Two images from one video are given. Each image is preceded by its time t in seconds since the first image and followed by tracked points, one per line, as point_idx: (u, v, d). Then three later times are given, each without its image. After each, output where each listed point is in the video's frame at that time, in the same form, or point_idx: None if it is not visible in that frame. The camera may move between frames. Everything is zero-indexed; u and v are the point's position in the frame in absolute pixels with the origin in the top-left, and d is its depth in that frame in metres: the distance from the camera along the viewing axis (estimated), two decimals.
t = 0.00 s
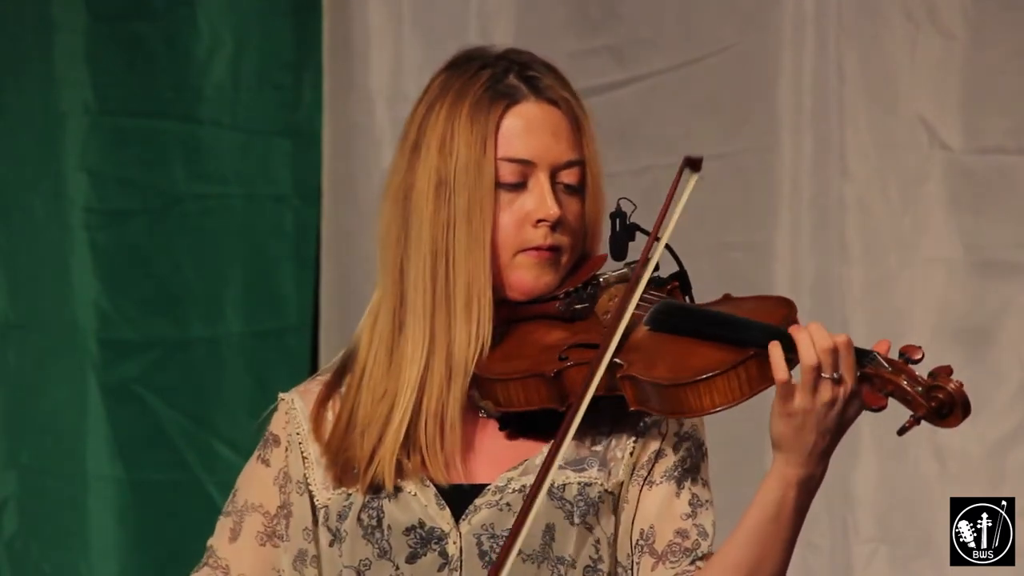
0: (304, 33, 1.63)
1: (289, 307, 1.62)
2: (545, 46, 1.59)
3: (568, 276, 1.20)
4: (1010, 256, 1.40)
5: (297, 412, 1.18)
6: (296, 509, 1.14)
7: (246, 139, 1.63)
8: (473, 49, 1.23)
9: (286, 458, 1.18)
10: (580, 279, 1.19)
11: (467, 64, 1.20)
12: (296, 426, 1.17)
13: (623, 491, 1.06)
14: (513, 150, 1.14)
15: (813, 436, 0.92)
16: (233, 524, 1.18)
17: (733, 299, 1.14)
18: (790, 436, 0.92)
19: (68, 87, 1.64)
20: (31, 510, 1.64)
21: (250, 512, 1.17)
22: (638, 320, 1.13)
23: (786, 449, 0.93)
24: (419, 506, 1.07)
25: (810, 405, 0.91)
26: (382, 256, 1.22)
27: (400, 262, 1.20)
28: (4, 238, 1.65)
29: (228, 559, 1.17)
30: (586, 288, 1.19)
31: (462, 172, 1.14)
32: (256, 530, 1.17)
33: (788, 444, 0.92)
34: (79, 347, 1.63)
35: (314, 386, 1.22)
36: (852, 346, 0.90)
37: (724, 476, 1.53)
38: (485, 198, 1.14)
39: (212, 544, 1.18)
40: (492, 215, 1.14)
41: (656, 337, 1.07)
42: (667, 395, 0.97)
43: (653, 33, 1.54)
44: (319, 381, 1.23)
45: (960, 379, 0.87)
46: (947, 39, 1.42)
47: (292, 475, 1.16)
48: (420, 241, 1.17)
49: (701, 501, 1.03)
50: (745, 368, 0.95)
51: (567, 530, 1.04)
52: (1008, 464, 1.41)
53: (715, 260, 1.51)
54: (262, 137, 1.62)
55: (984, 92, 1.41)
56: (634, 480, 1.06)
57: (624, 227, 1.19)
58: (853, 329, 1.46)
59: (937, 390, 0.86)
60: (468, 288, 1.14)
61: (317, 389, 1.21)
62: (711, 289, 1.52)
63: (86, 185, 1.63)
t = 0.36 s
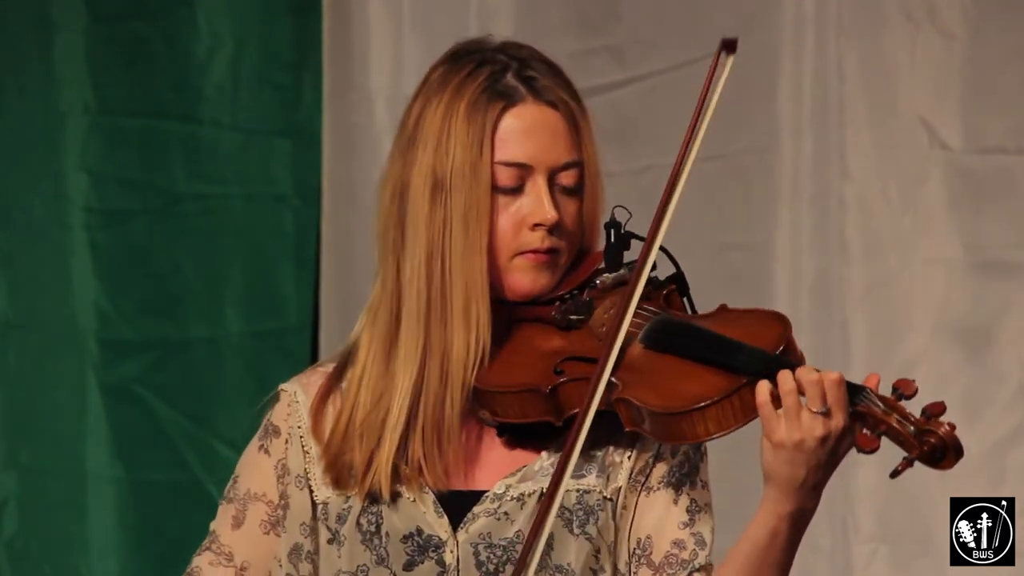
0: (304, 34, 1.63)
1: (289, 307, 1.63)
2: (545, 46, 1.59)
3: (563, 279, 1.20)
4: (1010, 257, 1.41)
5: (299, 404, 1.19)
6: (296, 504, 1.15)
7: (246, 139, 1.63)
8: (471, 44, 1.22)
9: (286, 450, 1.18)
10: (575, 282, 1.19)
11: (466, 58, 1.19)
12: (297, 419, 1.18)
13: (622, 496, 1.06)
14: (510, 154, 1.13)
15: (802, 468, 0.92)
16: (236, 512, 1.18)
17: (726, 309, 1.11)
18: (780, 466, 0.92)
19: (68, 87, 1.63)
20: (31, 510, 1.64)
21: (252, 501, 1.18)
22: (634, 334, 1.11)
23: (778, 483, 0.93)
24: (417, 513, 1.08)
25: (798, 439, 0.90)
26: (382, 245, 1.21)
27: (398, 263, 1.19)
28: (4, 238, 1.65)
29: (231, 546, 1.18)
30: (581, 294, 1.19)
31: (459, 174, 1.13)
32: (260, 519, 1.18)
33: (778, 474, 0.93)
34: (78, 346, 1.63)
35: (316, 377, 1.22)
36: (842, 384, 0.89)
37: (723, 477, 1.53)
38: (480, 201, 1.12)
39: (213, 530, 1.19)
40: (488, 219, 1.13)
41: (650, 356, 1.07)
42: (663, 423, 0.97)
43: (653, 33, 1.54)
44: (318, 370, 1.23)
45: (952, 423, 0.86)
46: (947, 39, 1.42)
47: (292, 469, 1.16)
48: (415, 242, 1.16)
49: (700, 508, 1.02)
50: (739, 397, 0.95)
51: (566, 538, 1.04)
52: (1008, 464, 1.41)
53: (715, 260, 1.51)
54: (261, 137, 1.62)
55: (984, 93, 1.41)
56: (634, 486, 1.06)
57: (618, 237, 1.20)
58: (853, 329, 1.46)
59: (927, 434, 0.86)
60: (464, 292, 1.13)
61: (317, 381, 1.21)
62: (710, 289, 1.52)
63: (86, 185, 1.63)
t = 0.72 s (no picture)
0: (304, 33, 1.63)
1: (289, 306, 1.62)
2: (545, 46, 1.59)
3: (563, 283, 1.20)
4: (1010, 257, 1.41)
5: (303, 397, 1.19)
6: (300, 499, 1.16)
7: (246, 140, 1.63)
8: (472, 43, 1.21)
9: (290, 443, 1.18)
10: (576, 287, 1.19)
11: (469, 57, 1.18)
12: (301, 411, 1.19)
13: (621, 505, 1.07)
14: (511, 162, 1.12)
15: (787, 503, 0.92)
16: (245, 504, 1.17)
17: (729, 329, 1.13)
18: (767, 497, 0.93)
19: (68, 87, 1.64)
20: (31, 509, 1.64)
21: (260, 493, 1.17)
22: (631, 356, 1.10)
23: (763, 516, 0.94)
24: (417, 521, 1.10)
25: (788, 475, 0.90)
26: (384, 244, 1.21)
27: (399, 267, 1.18)
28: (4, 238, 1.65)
29: (240, 536, 1.16)
30: (581, 305, 1.20)
31: (461, 180, 1.12)
32: (268, 510, 1.16)
33: (764, 505, 0.93)
34: (78, 346, 1.63)
35: (321, 370, 1.22)
36: (842, 428, 0.89)
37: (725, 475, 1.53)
38: (482, 209, 1.11)
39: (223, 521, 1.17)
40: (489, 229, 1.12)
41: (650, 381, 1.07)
42: (667, 457, 0.97)
43: (654, 33, 1.54)
44: (321, 362, 1.23)
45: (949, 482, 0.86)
46: (946, 38, 1.42)
47: (295, 462, 1.17)
48: (416, 247, 1.15)
49: (697, 518, 1.02)
50: (738, 434, 0.96)
51: (568, 549, 1.06)
52: (1008, 464, 1.41)
53: (715, 260, 1.52)
54: (261, 137, 1.62)
55: (984, 92, 1.41)
56: (632, 495, 1.06)
57: (620, 254, 1.21)
58: (852, 328, 1.46)
59: (923, 491, 0.85)
60: (465, 300, 1.12)
61: (322, 373, 1.21)
62: (711, 289, 1.52)
63: (86, 186, 1.63)
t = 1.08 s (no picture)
0: (303, 33, 1.63)
1: (289, 306, 1.62)
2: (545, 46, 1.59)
3: (566, 285, 1.20)
4: (1009, 257, 1.41)
5: (297, 403, 1.19)
6: (289, 505, 1.16)
7: (246, 140, 1.63)
8: (479, 41, 1.20)
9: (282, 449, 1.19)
10: (578, 289, 1.19)
11: (475, 56, 1.17)
12: (295, 417, 1.19)
13: (618, 508, 1.06)
14: (517, 164, 1.11)
15: (792, 514, 0.92)
16: (229, 510, 1.21)
17: (733, 334, 1.11)
18: (771, 507, 0.92)
19: (68, 88, 1.63)
20: (30, 510, 1.64)
21: (246, 500, 1.21)
22: (633, 359, 1.09)
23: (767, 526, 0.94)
24: (414, 524, 1.09)
25: (793, 487, 0.90)
26: (387, 246, 1.20)
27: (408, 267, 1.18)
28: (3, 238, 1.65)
29: (221, 548, 1.21)
30: (583, 307, 1.19)
31: (467, 182, 1.11)
32: (250, 521, 1.20)
33: (768, 515, 0.93)
34: (79, 346, 1.63)
35: (315, 373, 1.21)
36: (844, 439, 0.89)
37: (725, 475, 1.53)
38: (488, 211, 1.11)
39: (208, 527, 1.22)
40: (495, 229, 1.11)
41: (650, 384, 1.06)
42: (670, 460, 0.97)
43: (654, 33, 1.54)
44: (317, 364, 1.23)
45: (950, 490, 0.87)
46: (946, 38, 1.42)
47: (287, 469, 1.18)
48: (424, 247, 1.14)
49: (694, 522, 1.02)
50: (739, 439, 0.95)
51: (564, 552, 1.05)
52: (1008, 464, 1.41)
53: (715, 260, 1.51)
54: (261, 137, 1.62)
55: (984, 92, 1.41)
56: (630, 497, 1.06)
57: (622, 258, 1.19)
58: (852, 329, 1.46)
59: (926, 500, 0.87)
60: (475, 301, 1.11)
61: (318, 376, 1.21)
62: (711, 290, 1.52)
63: (86, 186, 1.63)
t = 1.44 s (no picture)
0: (303, 33, 1.63)
1: (289, 306, 1.62)
2: (546, 45, 1.59)
3: (552, 279, 1.20)
4: (1009, 257, 1.41)
5: (288, 411, 1.18)
6: (288, 511, 1.15)
7: (245, 140, 1.63)
8: (462, 41, 1.21)
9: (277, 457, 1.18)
10: (564, 283, 1.19)
11: (457, 55, 1.18)
12: (287, 426, 1.18)
13: (613, 498, 1.06)
14: (500, 158, 1.12)
15: (786, 488, 0.91)
16: (230, 521, 1.18)
17: (718, 316, 1.11)
18: (765, 483, 0.92)
19: (68, 88, 1.63)
20: (30, 510, 1.64)
21: (244, 511, 1.18)
22: (621, 347, 1.10)
23: (764, 501, 0.93)
24: (408, 521, 1.08)
25: (782, 460, 0.90)
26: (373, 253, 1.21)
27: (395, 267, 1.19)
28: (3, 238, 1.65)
29: (223, 560, 1.18)
30: (568, 299, 1.20)
31: (451, 178, 1.12)
32: (251, 531, 1.17)
33: (763, 491, 0.92)
34: (79, 346, 1.63)
35: (305, 381, 1.21)
36: (828, 407, 0.88)
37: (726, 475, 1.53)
38: (473, 206, 1.12)
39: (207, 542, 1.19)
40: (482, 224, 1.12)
41: (639, 368, 1.07)
42: (656, 440, 0.97)
43: (654, 33, 1.54)
44: (308, 372, 1.23)
45: (940, 450, 0.86)
46: (946, 38, 1.42)
47: (282, 476, 1.16)
48: (412, 245, 1.15)
49: (689, 509, 1.02)
50: (728, 414, 0.95)
51: (559, 543, 1.04)
52: (1008, 464, 1.41)
53: (715, 260, 1.52)
54: (261, 137, 1.62)
55: (984, 92, 1.41)
56: (624, 487, 1.06)
57: (606, 245, 1.21)
58: (852, 329, 1.46)
59: (915, 460, 0.85)
60: (467, 296, 1.12)
61: (308, 382, 1.21)
62: (711, 290, 1.52)
63: (86, 186, 1.63)
